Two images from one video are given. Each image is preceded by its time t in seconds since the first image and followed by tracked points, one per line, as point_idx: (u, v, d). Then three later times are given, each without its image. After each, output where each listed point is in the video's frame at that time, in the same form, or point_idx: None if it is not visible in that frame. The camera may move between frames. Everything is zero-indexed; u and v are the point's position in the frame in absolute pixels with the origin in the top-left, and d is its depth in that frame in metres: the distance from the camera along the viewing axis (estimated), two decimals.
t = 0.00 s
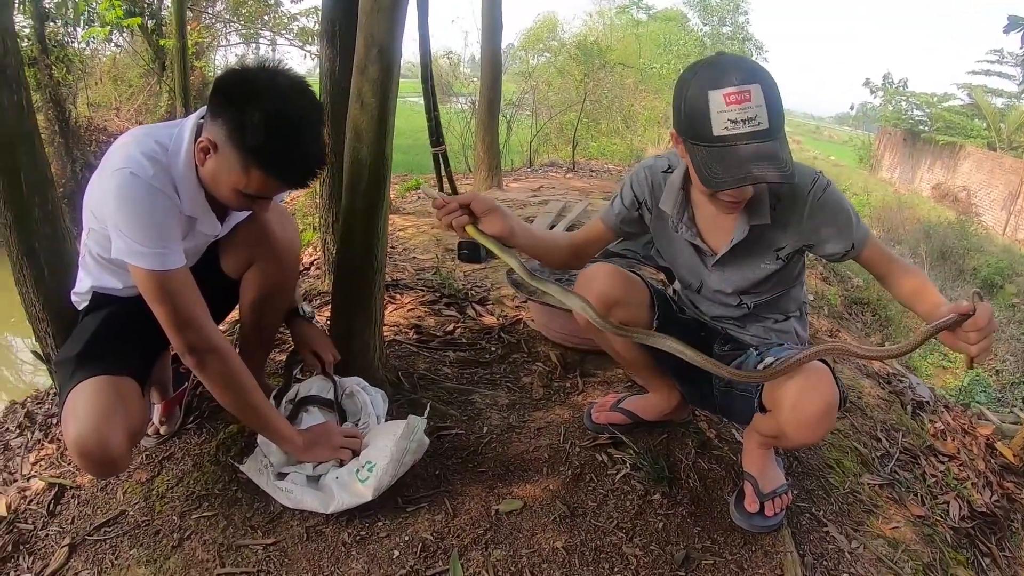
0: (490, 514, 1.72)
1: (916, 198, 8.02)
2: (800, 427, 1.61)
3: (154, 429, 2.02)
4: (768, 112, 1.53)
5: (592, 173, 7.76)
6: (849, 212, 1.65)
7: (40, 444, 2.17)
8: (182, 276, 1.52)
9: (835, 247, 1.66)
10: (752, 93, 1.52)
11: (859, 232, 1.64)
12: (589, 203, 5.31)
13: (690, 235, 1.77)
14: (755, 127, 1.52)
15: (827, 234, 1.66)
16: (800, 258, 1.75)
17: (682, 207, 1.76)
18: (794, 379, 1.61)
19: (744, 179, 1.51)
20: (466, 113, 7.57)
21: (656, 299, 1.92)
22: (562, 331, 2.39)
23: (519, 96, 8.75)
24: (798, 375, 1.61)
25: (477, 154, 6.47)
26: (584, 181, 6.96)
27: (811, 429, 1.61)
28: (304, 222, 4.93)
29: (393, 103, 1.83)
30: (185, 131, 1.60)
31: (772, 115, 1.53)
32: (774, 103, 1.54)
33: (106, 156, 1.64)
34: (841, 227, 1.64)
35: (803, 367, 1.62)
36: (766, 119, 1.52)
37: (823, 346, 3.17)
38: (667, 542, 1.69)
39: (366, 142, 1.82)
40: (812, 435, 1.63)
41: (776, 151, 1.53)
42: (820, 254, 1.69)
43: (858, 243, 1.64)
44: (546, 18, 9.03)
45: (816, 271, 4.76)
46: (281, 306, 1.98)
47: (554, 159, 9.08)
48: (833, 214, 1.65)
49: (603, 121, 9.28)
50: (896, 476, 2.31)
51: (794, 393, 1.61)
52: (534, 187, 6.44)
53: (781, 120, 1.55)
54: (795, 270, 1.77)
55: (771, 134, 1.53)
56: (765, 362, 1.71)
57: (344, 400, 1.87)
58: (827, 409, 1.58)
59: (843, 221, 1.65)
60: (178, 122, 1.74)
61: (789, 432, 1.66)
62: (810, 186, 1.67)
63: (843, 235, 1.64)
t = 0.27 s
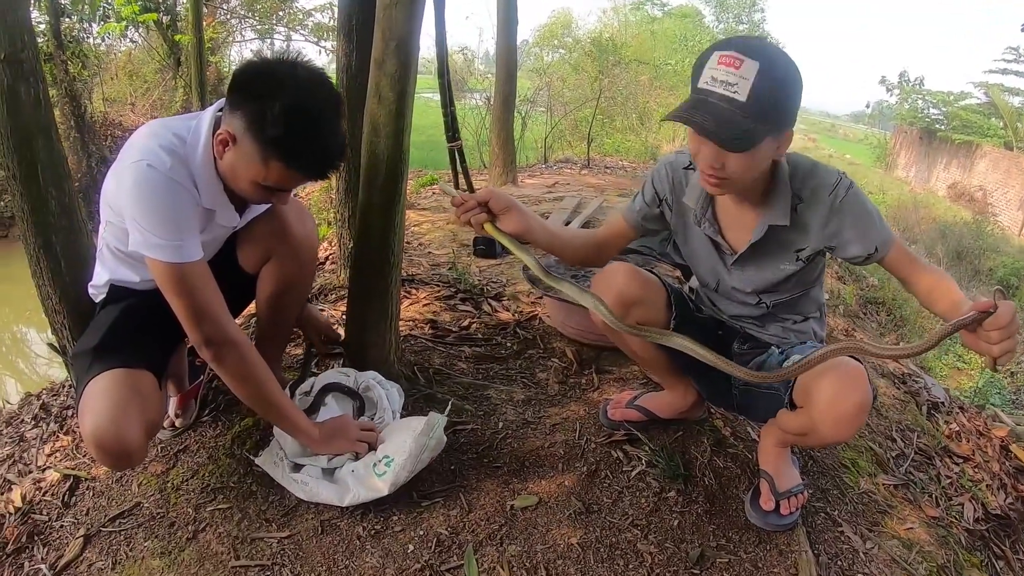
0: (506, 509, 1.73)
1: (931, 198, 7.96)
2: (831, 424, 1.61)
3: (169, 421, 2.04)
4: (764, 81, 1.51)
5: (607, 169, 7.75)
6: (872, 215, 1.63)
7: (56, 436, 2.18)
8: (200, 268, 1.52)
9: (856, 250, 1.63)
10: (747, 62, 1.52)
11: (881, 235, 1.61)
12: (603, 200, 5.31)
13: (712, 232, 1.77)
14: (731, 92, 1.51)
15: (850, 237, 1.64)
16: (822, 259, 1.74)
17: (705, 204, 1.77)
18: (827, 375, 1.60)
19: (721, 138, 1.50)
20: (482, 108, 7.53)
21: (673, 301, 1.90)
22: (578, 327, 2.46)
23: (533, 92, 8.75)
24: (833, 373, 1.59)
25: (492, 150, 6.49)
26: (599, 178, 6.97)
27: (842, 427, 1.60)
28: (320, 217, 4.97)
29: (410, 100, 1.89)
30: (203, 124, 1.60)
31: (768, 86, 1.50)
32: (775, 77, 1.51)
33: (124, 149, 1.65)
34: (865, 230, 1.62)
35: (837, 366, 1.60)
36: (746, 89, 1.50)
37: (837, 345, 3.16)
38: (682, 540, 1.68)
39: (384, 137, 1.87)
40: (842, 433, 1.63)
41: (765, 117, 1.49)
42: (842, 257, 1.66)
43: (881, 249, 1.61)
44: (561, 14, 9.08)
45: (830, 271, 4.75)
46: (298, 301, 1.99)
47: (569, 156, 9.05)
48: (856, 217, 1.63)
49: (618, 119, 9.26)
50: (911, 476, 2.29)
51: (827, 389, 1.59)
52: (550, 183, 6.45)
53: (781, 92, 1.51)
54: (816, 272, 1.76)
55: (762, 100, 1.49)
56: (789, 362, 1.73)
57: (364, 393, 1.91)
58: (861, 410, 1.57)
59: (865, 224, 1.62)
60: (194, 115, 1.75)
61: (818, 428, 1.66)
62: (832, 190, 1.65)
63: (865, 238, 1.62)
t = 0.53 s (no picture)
0: (515, 506, 1.73)
1: (943, 197, 7.89)
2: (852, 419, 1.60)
3: (180, 415, 2.05)
4: (765, 62, 1.55)
5: (618, 166, 7.74)
6: (887, 228, 1.60)
7: (66, 429, 2.20)
8: (209, 262, 1.52)
9: (869, 264, 1.62)
10: (754, 44, 1.58)
11: (896, 249, 1.59)
12: (614, 197, 5.30)
13: (729, 237, 1.80)
14: (730, 63, 1.58)
15: (864, 249, 1.62)
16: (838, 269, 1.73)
17: (721, 209, 1.80)
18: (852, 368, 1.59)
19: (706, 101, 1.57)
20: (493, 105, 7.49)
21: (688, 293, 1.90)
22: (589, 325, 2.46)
23: (544, 89, 8.74)
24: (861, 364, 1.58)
25: (503, 146, 6.48)
26: (610, 175, 6.96)
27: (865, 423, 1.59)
28: (331, 213, 5.00)
29: (422, 96, 1.90)
30: (215, 119, 1.61)
31: (769, 66, 1.54)
32: (778, 62, 1.54)
33: (135, 143, 1.65)
34: (879, 243, 1.60)
35: (862, 356, 1.60)
36: (744, 64, 1.56)
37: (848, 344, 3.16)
38: (692, 538, 1.68)
39: (395, 132, 1.88)
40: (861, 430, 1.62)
41: (754, 91, 1.53)
42: (855, 267, 1.66)
43: (894, 263, 1.59)
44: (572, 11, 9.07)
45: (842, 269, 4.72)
46: (308, 298, 2.00)
47: (579, 153, 9.06)
48: (870, 230, 1.61)
49: (629, 115, 9.29)
50: (922, 476, 2.27)
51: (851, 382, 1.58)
52: (560, 180, 6.45)
53: (780, 75, 1.53)
54: (830, 282, 1.76)
55: (756, 76, 1.53)
56: (808, 360, 1.73)
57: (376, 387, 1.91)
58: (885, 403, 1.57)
59: (880, 237, 1.60)
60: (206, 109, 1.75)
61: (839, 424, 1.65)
62: (847, 203, 1.63)
63: (880, 251, 1.60)
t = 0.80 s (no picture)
0: (523, 504, 1.73)
1: (952, 195, 7.83)
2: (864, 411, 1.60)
3: (189, 412, 2.06)
4: (766, 69, 1.56)
5: (626, 164, 7.73)
6: (899, 244, 1.60)
7: (75, 426, 2.21)
8: (215, 260, 1.52)
9: (879, 277, 1.62)
10: (756, 52, 1.59)
11: (906, 265, 1.60)
12: (622, 195, 5.28)
13: (743, 247, 1.80)
14: (732, 73, 1.60)
15: (874, 263, 1.63)
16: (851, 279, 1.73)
17: (734, 219, 1.80)
18: (857, 360, 1.61)
19: (708, 110, 1.59)
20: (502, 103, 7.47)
21: (708, 284, 1.89)
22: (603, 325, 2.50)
23: (553, 88, 8.73)
24: (868, 355, 1.59)
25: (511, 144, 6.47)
26: (619, 173, 6.95)
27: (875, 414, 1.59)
28: (340, 211, 5.01)
29: (430, 93, 1.91)
30: (225, 117, 1.61)
31: (770, 73, 1.55)
32: (781, 68, 1.55)
33: (144, 141, 1.66)
34: (891, 258, 1.61)
35: (874, 348, 1.61)
36: (746, 72, 1.57)
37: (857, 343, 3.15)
38: (700, 537, 1.67)
39: (404, 129, 1.90)
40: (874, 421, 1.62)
41: (755, 99, 1.54)
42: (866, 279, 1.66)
43: (903, 280, 1.61)
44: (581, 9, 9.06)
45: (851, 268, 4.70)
46: (315, 294, 2.01)
47: (587, 152, 9.04)
48: (881, 245, 1.61)
49: (637, 113, 9.28)
50: (931, 476, 2.25)
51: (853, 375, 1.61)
52: (568, 178, 6.45)
53: (782, 82, 1.54)
54: (842, 292, 1.76)
55: (756, 85, 1.55)
56: (819, 354, 1.74)
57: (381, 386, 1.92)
58: (900, 392, 1.57)
59: (891, 252, 1.61)
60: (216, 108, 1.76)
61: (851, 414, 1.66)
62: (859, 217, 1.63)
63: (890, 266, 1.61)
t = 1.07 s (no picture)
0: (529, 503, 1.73)
1: (959, 194, 7.78)
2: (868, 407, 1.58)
3: (196, 411, 2.06)
4: (762, 68, 1.57)
5: (632, 163, 7.72)
6: (908, 245, 1.60)
7: (83, 424, 2.22)
8: (224, 258, 1.53)
9: (888, 279, 1.62)
10: (753, 52, 1.60)
11: (915, 267, 1.60)
12: (629, 194, 5.28)
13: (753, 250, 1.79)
14: (730, 73, 1.61)
15: (883, 265, 1.63)
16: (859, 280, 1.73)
17: (743, 223, 1.80)
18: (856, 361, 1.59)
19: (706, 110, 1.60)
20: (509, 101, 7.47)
21: (720, 283, 1.88)
22: (606, 322, 2.52)
23: (559, 87, 8.72)
24: (871, 353, 1.56)
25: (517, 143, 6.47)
26: (625, 172, 6.94)
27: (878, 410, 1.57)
28: (347, 210, 5.02)
29: (436, 93, 1.92)
30: (232, 117, 1.61)
31: (765, 71, 1.56)
32: (777, 66, 1.55)
33: (151, 140, 1.66)
34: (899, 260, 1.61)
35: (881, 347, 1.58)
36: (743, 71, 1.59)
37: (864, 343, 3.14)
38: (706, 536, 1.67)
39: (410, 129, 1.90)
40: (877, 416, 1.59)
41: (752, 96, 1.55)
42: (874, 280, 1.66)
43: (912, 282, 1.61)
44: (587, 8, 9.06)
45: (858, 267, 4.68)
46: (320, 293, 2.01)
47: (593, 151, 9.03)
48: (890, 247, 1.61)
49: (643, 112, 9.27)
50: (937, 477, 2.24)
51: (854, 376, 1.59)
52: (574, 177, 6.44)
53: (779, 79, 1.54)
54: (850, 294, 1.76)
55: (753, 82, 1.56)
56: (822, 352, 1.73)
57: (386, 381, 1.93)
58: (902, 390, 1.54)
59: (899, 254, 1.61)
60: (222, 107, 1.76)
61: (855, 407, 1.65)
62: (868, 219, 1.62)
63: (899, 268, 1.61)
